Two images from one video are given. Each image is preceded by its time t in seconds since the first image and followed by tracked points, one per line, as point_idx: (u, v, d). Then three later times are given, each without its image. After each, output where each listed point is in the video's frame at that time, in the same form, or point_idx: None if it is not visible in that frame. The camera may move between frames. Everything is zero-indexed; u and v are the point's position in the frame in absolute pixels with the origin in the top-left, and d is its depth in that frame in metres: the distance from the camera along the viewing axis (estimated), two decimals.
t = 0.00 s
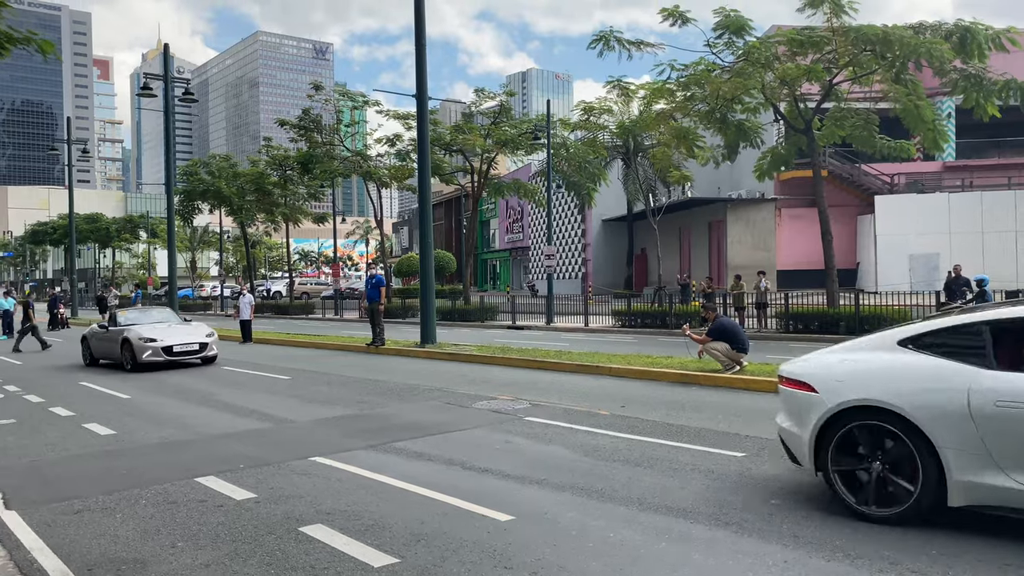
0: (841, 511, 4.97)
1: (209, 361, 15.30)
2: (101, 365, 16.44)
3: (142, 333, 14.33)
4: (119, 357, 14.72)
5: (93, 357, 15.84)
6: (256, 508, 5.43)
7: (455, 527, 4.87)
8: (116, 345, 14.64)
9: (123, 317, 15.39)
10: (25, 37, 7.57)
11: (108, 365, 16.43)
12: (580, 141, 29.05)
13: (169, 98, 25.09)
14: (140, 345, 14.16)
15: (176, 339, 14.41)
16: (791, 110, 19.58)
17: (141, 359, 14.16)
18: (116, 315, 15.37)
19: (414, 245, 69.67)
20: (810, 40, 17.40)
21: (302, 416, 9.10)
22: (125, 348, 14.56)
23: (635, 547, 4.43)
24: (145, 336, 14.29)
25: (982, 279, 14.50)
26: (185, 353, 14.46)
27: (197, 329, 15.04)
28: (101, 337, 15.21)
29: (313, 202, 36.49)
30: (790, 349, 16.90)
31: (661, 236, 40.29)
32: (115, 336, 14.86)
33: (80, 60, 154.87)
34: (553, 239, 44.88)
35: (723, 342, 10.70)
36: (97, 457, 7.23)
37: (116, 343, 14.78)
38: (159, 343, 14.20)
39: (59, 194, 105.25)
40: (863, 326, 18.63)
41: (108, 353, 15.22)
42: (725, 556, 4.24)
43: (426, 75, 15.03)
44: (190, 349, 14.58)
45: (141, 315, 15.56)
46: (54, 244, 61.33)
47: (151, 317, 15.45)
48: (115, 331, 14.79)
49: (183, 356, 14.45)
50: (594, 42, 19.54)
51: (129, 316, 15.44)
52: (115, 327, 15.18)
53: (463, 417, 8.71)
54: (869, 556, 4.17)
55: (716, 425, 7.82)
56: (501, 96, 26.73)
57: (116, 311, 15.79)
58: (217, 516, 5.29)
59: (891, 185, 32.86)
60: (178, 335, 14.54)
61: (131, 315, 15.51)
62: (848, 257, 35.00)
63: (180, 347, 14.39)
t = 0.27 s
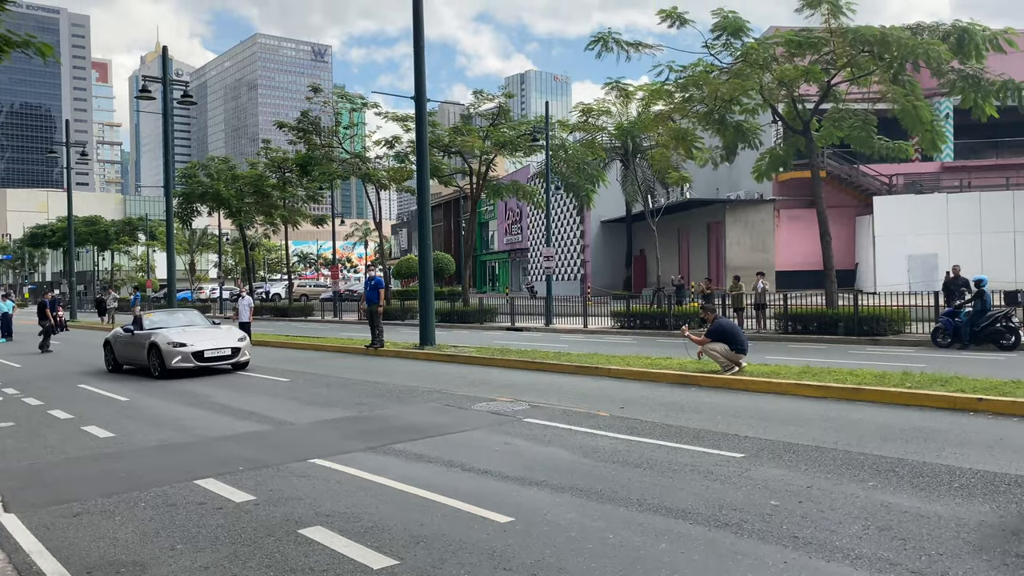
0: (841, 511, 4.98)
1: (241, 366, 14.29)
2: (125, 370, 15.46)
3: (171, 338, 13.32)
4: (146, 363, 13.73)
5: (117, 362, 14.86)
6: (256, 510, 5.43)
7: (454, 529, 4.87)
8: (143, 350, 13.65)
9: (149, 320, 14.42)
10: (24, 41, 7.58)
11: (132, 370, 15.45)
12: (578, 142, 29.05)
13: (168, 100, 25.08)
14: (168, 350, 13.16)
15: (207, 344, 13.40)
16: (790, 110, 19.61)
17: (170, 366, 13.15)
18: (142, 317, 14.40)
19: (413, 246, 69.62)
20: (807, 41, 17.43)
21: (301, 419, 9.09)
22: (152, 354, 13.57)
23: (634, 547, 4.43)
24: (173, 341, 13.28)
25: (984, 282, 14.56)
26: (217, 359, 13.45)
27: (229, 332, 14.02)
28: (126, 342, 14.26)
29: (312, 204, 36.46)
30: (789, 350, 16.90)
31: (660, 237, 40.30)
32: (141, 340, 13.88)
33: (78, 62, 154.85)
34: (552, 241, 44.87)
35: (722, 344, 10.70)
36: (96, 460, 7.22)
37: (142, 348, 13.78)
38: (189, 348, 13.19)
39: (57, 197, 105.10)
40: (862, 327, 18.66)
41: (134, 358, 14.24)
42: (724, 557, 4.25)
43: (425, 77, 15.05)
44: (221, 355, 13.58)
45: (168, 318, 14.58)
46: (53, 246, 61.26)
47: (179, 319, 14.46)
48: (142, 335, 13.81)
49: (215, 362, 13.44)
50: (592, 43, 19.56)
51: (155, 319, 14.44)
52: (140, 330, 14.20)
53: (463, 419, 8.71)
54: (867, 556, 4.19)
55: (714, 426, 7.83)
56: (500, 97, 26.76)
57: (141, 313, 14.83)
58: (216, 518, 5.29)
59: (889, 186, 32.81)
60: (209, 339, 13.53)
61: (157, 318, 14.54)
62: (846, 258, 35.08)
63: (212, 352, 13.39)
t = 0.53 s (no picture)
0: (840, 511, 4.98)
1: (273, 371, 13.57)
2: (149, 374, 14.79)
3: (201, 341, 12.61)
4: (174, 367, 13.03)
5: (142, 366, 14.17)
6: (255, 512, 5.43)
7: (453, 530, 4.87)
8: (170, 354, 12.95)
9: (174, 322, 13.70)
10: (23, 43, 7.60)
11: (156, 374, 14.75)
12: (577, 143, 29.06)
13: (166, 102, 25.05)
14: (198, 355, 12.46)
15: (238, 348, 12.68)
16: (789, 111, 19.62)
17: (200, 371, 12.45)
18: (168, 320, 13.68)
19: (412, 248, 69.62)
20: (806, 42, 17.43)
21: (300, 420, 9.11)
22: (180, 358, 12.87)
23: (633, 548, 4.44)
24: (203, 345, 12.58)
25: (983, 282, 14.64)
26: (248, 364, 12.73)
27: (260, 335, 13.30)
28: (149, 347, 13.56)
29: (311, 205, 36.43)
30: (787, 351, 16.90)
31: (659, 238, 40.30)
32: (168, 344, 13.17)
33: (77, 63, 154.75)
34: (551, 242, 44.89)
35: (721, 344, 10.71)
36: (95, 462, 7.22)
37: (169, 352, 13.08)
38: (219, 352, 12.47)
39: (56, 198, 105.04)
40: (861, 327, 18.67)
41: (160, 362, 13.55)
42: (723, 557, 4.25)
43: (424, 78, 15.06)
44: (253, 359, 12.86)
45: (194, 320, 13.85)
46: (52, 248, 61.24)
47: (206, 321, 13.72)
48: (169, 339, 13.10)
49: (246, 367, 12.72)
50: (591, 45, 19.59)
51: (181, 321, 13.71)
52: (166, 333, 13.49)
53: (462, 420, 8.71)
54: (866, 556, 4.19)
55: (713, 426, 7.85)
56: (499, 99, 26.76)
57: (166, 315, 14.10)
58: (215, 520, 5.29)
59: (888, 187, 32.81)
60: (240, 343, 12.82)
61: (182, 320, 13.81)
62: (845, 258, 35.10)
63: (244, 357, 12.66)
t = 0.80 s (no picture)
0: (840, 512, 4.98)
1: (309, 376, 12.73)
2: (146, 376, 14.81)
3: (235, 345, 11.77)
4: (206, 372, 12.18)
5: (168, 371, 13.35)
6: (254, 514, 5.42)
7: (452, 532, 4.87)
8: (201, 358, 12.11)
9: (205, 325, 12.84)
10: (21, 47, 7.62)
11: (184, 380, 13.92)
12: (576, 144, 29.07)
13: (165, 104, 25.02)
14: (232, 359, 11.61)
15: (274, 352, 11.85)
16: (787, 112, 19.63)
17: (235, 377, 11.60)
18: (198, 322, 12.84)
19: (411, 249, 69.66)
20: (804, 43, 17.45)
21: (300, 421, 9.10)
22: (212, 363, 12.03)
23: (633, 549, 4.44)
24: (237, 348, 11.73)
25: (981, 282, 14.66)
26: (286, 369, 11.89)
27: (297, 338, 12.48)
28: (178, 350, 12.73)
29: (310, 207, 36.42)
30: (786, 351, 16.91)
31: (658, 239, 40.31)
32: (199, 348, 12.34)
33: (76, 66, 154.84)
34: (550, 243, 44.91)
35: (720, 345, 10.71)
36: (94, 464, 7.21)
37: (201, 356, 12.24)
38: (255, 356, 11.63)
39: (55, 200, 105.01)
40: (860, 328, 18.69)
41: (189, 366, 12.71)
42: (723, 558, 4.25)
43: (423, 80, 15.07)
44: (290, 364, 12.04)
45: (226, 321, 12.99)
46: (51, 250, 61.23)
47: (238, 324, 12.85)
48: (199, 342, 12.27)
49: (283, 372, 11.89)
50: (590, 46, 19.61)
51: (212, 323, 12.86)
52: (195, 337, 12.63)
53: (462, 421, 8.71)
54: (865, 556, 4.20)
55: (712, 427, 7.85)
56: (498, 100, 26.77)
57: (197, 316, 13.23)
58: (215, 522, 5.29)
59: (887, 187, 32.84)
60: (277, 347, 11.99)
61: (213, 322, 12.93)
62: (844, 259, 35.12)
63: (281, 361, 11.83)
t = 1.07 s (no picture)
0: (839, 514, 4.98)
1: (359, 384, 11.76)
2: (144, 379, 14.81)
3: (284, 351, 10.80)
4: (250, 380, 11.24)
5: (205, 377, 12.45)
6: (253, 516, 5.42)
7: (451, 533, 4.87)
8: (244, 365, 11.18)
9: (245, 327, 11.94)
10: (18, 48, 7.65)
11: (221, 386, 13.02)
12: (575, 146, 29.07)
13: (164, 106, 24.99)
14: (282, 366, 10.65)
15: (326, 358, 10.87)
16: (786, 113, 19.67)
17: (285, 385, 10.63)
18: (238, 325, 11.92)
19: (410, 251, 69.66)
20: (803, 45, 17.49)
21: (299, 424, 9.09)
22: (259, 370, 11.09)
23: (633, 551, 4.44)
24: (286, 354, 10.78)
25: (979, 283, 14.67)
26: (339, 375, 10.92)
27: (347, 343, 11.51)
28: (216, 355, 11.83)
29: (309, 209, 36.39)
30: (785, 352, 16.90)
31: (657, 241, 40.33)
32: (241, 353, 11.40)
33: (75, 68, 154.83)
34: (549, 245, 44.92)
35: (719, 346, 10.71)
36: (92, 466, 7.21)
37: (245, 363, 11.30)
38: (305, 363, 10.66)
39: (53, 203, 104.95)
40: (859, 329, 18.69)
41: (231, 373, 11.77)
42: (722, 559, 4.25)
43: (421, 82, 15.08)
44: (343, 371, 11.08)
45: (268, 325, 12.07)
46: (50, 252, 61.17)
47: (282, 327, 11.94)
48: (242, 347, 11.34)
49: (334, 380, 10.92)
50: (588, 48, 19.63)
51: (254, 326, 11.94)
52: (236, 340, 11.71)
53: (461, 423, 8.70)
54: (865, 558, 4.20)
55: (712, 429, 7.84)
56: (496, 102, 26.77)
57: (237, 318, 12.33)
58: (214, 524, 5.29)
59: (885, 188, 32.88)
60: (328, 352, 11.01)
61: (255, 325, 12.03)
62: (842, 260, 35.14)
63: (333, 368, 10.85)
